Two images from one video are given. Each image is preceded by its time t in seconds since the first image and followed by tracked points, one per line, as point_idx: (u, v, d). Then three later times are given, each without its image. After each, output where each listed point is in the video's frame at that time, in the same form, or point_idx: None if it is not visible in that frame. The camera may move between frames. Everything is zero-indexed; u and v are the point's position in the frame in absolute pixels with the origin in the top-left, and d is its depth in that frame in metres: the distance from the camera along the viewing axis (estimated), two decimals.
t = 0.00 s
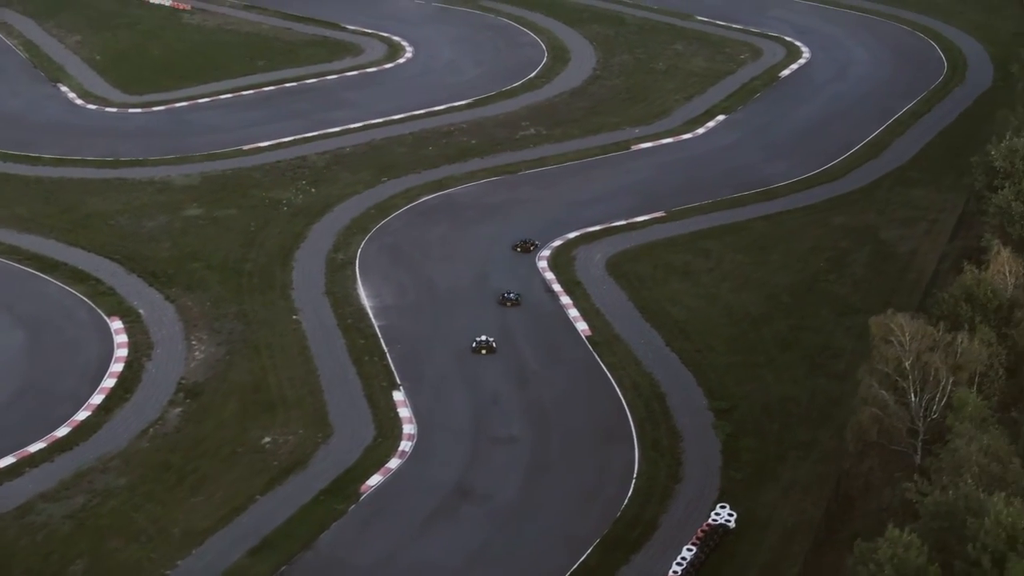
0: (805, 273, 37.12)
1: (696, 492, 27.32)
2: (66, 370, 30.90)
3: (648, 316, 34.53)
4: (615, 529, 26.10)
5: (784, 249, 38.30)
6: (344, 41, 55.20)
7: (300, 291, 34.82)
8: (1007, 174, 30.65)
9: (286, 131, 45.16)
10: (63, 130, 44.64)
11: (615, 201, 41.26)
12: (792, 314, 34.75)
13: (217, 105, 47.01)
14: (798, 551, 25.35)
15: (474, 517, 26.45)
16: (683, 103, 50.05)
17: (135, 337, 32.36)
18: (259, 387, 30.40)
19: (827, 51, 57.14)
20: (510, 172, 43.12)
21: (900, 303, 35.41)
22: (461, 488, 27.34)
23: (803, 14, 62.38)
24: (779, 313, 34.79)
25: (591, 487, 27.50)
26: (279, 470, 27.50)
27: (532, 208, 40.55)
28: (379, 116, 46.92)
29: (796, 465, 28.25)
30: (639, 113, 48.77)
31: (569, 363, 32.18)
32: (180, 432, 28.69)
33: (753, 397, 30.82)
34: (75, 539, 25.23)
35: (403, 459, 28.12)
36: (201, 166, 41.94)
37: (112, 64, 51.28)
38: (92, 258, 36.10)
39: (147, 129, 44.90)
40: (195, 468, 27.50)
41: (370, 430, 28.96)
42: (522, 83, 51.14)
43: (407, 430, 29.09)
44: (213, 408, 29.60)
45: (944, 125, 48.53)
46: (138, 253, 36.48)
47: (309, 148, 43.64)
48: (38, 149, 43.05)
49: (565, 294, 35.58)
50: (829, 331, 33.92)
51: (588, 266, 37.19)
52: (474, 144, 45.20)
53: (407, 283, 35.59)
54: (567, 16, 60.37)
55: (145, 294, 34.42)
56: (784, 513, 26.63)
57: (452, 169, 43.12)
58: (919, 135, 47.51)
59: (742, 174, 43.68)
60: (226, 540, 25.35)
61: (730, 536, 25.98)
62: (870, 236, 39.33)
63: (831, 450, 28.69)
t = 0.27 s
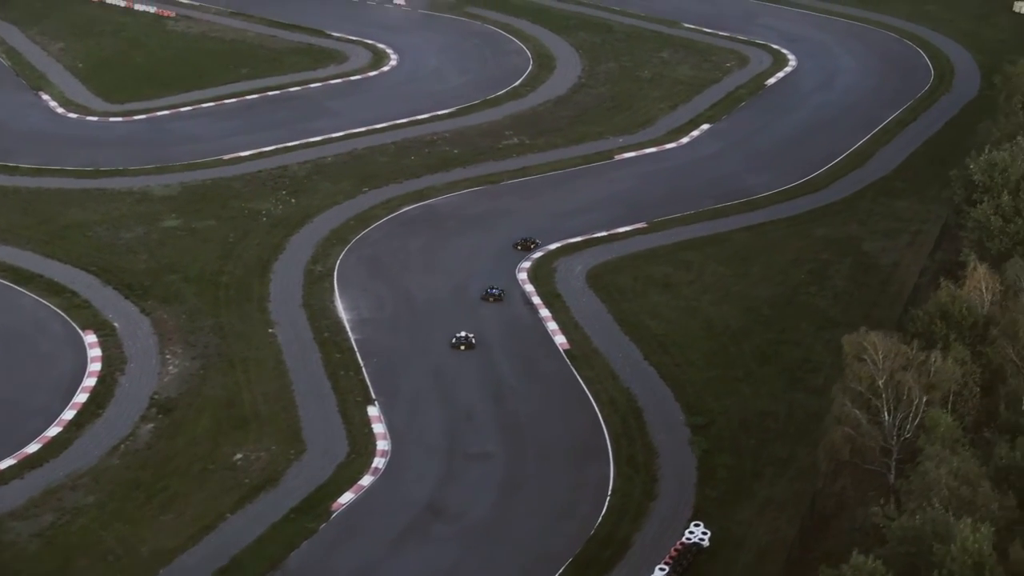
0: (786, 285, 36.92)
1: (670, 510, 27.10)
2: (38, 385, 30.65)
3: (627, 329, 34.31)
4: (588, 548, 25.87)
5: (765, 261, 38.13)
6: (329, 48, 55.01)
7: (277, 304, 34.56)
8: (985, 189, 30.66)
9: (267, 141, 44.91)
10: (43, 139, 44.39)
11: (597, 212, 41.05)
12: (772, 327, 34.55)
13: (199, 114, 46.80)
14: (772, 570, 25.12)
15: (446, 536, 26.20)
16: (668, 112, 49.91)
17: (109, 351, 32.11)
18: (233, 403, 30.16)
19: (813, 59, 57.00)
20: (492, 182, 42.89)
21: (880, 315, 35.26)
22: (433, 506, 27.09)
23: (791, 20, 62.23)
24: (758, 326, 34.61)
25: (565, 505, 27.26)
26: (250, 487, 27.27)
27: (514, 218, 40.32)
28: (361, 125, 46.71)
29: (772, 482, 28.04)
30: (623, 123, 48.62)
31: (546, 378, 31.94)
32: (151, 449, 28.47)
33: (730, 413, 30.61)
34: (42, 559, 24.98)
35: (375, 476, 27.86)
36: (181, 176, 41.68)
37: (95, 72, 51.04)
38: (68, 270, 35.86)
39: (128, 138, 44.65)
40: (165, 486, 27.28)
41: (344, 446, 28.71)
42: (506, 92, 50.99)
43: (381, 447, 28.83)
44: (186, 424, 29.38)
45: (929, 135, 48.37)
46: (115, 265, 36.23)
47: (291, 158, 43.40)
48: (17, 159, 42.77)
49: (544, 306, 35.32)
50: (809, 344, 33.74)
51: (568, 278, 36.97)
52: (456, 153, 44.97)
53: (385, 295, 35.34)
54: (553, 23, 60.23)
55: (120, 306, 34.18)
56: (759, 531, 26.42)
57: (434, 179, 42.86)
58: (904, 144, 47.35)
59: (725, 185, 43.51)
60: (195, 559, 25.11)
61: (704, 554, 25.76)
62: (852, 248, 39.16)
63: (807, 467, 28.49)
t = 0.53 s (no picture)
0: (763, 299, 36.68)
1: (640, 532, 26.83)
2: (5, 402, 30.35)
3: (603, 344, 34.01)
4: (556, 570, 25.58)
5: (743, 275, 37.91)
6: (311, 56, 54.71)
7: (249, 319, 34.26)
8: (960, 205, 30.49)
9: (245, 151, 44.59)
10: (19, 150, 44.09)
11: (575, 225, 40.80)
12: (748, 342, 34.31)
13: (177, 125, 46.52)
14: None
15: (413, 557, 25.89)
16: (650, 122, 49.69)
17: (78, 368, 31.82)
18: (201, 421, 29.88)
19: (798, 68, 56.79)
20: (471, 194, 42.58)
21: (857, 330, 35.01)
22: (401, 526, 26.78)
23: (776, 29, 62.04)
24: (735, 341, 34.35)
25: (534, 525, 26.97)
26: (216, 508, 26.99)
27: (492, 231, 40.02)
28: (341, 135, 46.41)
29: (743, 502, 27.78)
30: (604, 133, 48.39)
31: (519, 394, 31.64)
32: (117, 469, 28.18)
33: (703, 431, 30.36)
34: None
35: (343, 496, 27.57)
36: (157, 188, 41.38)
37: (74, 81, 50.74)
38: (39, 284, 35.56)
39: (104, 149, 44.35)
40: (129, 506, 26.99)
41: (312, 466, 28.41)
42: (488, 101, 50.75)
43: (349, 466, 28.54)
44: (153, 443, 29.10)
45: (912, 146, 48.12)
46: (87, 279, 35.93)
47: (268, 169, 43.05)
48: None
49: (520, 321, 34.96)
50: (785, 360, 33.49)
51: (545, 292, 36.65)
52: (436, 164, 44.63)
53: (358, 309, 35.00)
54: (537, 31, 60.00)
55: (91, 322, 33.88)
56: (729, 553, 26.15)
57: (413, 190, 42.51)
58: (887, 154, 47.10)
59: (706, 197, 43.28)
60: None
61: None
62: (831, 261, 38.93)
63: (780, 487, 28.23)
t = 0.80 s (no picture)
0: (741, 314, 36.45)
1: (610, 553, 26.56)
2: None
3: (578, 360, 33.74)
4: None
5: (721, 289, 37.71)
6: (293, 65, 54.34)
7: (221, 334, 33.95)
8: (935, 222, 30.28)
9: (223, 161, 44.25)
10: None
11: (554, 237, 40.55)
12: (725, 358, 34.08)
13: (156, 135, 46.10)
14: None
15: None
16: (632, 132, 49.47)
17: (47, 385, 31.52)
18: (170, 439, 29.59)
19: (782, 77, 56.59)
20: (451, 206, 42.21)
21: (835, 345, 34.78)
22: (368, 547, 26.49)
23: (761, 37, 61.83)
24: (711, 357, 34.11)
25: (502, 546, 26.68)
26: (181, 529, 26.70)
27: (470, 243, 39.70)
28: (320, 145, 46.09)
29: (715, 523, 27.52)
30: (586, 143, 48.15)
31: (491, 411, 31.35)
32: (82, 488, 27.89)
33: (676, 449, 30.11)
34: None
35: (310, 516, 27.27)
36: (133, 200, 41.07)
37: (53, 90, 50.43)
38: (11, 298, 35.25)
39: (82, 160, 44.04)
40: (94, 527, 26.70)
41: (279, 486, 28.13)
42: (469, 110, 50.51)
43: (317, 486, 28.25)
44: (120, 462, 28.81)
45: (896, 155, 47.79)
46: (59, 293, 35.63)
47: (246, 180, 42.69)
48: None
49: (495, 336, 34.57)
50: (761, 376, 33.25)
51: (521, 306, 36.33)
52: (415, 175, 44.29)
53: (332, 323, 34.65)
54: (522, 39, 59.76)
55: (62, 337, 33.57)
56: None
57: (392, 202, 42.16)
58: (869, 165, 46.86)
59: (686, 209, 43.06)
60: None
61: None
62: (810, 275, 38.73)
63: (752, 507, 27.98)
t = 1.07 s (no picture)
0: (722, 327, 36.25)
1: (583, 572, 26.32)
2: None
3: (557, 374, 33.49)
4: None
5: (702, 301, 37.52)
6: (278, 73, 54.10)
7: (198, 348, 33.70)
8: (913, 237, 30.05)
9: (204, 171, 44.00)
10: None
11: (536, 249, 40.33)
12: (704, 372, 33.88)
13: (138, 144, 45.84)
14: None
15: None
16: (617, 141, 49.29)
17: (20, 400, 31.28)
18: (142, 455, 29.36)
19: (769, 85, 56.43)
20: (433, 216, 41.92)
21: (815, 359, 34.61)
22: (340, 566, 26.22)
23: (749, 44, 61.69)
24: (691, 371, 33.92)
25: (476, 565, 26.43)
26: (151, 548, 26.46)
27: (451, 254, 39.45)
28: (302, 154, 45.83)
29: (690, 541, 27.28)
30: (570, 153, 47.97)
31: (468, 426, 31.11)
32: (52, 506, 27.66)
33: (653, 465, 29.90)
34: None
35: (282, 535, 27.02)
36: (112, 211, 40.82)
37: (36, 99, 50.19)
38: None
39: (62, 170, 43.79)
40: (63, 546, 26.47)
41: (252, 504, 27.90)
42: (454, 119, 50.32)
43: (290, 504, 28.01)
44: (91, 479, 28.58)
45: (881, 165, 47.55)
46: (35, 306, 35.37)
47: (227, 190, 42.42)
48: None
49: (474, 350, 34.28)
50: (740, 391, 33.05)
51: (501, 319, 36.08)
52: (398, 185, 44.00)
53: (310, 337, 34.38)
54: (508, 47, 59.59)
55: (37, 351, 33.33)
56: None
57: (374, 213, 41.89)
58: (854, 175, 46.69)
59: (669, 220, 42.88)
60: None
61: None
62: (793, 287, 38.55)
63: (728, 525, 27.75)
